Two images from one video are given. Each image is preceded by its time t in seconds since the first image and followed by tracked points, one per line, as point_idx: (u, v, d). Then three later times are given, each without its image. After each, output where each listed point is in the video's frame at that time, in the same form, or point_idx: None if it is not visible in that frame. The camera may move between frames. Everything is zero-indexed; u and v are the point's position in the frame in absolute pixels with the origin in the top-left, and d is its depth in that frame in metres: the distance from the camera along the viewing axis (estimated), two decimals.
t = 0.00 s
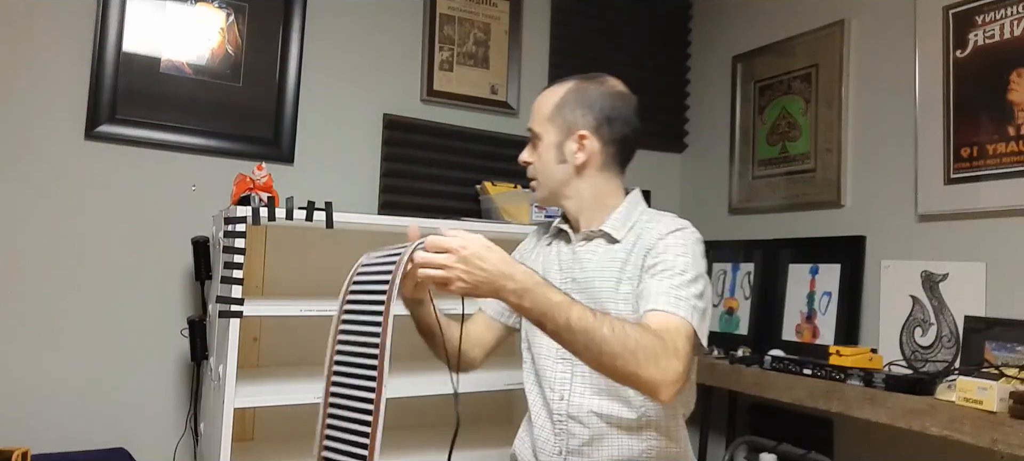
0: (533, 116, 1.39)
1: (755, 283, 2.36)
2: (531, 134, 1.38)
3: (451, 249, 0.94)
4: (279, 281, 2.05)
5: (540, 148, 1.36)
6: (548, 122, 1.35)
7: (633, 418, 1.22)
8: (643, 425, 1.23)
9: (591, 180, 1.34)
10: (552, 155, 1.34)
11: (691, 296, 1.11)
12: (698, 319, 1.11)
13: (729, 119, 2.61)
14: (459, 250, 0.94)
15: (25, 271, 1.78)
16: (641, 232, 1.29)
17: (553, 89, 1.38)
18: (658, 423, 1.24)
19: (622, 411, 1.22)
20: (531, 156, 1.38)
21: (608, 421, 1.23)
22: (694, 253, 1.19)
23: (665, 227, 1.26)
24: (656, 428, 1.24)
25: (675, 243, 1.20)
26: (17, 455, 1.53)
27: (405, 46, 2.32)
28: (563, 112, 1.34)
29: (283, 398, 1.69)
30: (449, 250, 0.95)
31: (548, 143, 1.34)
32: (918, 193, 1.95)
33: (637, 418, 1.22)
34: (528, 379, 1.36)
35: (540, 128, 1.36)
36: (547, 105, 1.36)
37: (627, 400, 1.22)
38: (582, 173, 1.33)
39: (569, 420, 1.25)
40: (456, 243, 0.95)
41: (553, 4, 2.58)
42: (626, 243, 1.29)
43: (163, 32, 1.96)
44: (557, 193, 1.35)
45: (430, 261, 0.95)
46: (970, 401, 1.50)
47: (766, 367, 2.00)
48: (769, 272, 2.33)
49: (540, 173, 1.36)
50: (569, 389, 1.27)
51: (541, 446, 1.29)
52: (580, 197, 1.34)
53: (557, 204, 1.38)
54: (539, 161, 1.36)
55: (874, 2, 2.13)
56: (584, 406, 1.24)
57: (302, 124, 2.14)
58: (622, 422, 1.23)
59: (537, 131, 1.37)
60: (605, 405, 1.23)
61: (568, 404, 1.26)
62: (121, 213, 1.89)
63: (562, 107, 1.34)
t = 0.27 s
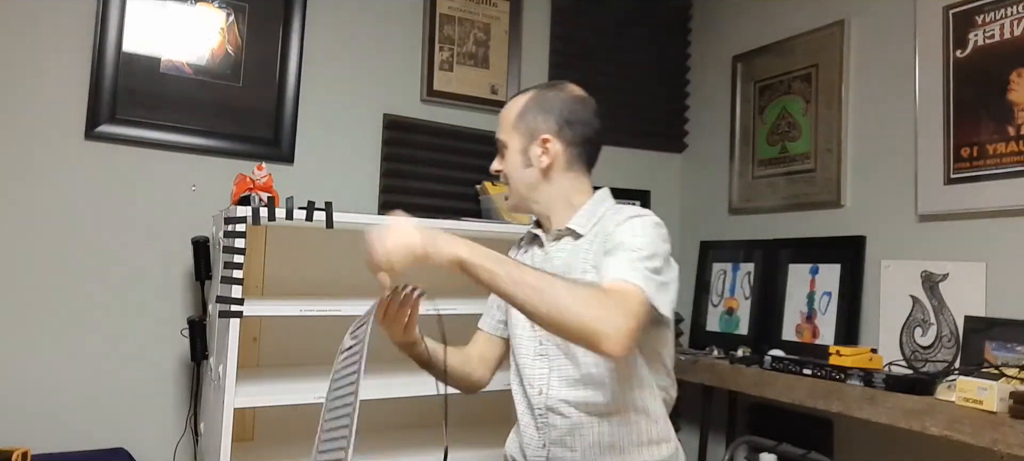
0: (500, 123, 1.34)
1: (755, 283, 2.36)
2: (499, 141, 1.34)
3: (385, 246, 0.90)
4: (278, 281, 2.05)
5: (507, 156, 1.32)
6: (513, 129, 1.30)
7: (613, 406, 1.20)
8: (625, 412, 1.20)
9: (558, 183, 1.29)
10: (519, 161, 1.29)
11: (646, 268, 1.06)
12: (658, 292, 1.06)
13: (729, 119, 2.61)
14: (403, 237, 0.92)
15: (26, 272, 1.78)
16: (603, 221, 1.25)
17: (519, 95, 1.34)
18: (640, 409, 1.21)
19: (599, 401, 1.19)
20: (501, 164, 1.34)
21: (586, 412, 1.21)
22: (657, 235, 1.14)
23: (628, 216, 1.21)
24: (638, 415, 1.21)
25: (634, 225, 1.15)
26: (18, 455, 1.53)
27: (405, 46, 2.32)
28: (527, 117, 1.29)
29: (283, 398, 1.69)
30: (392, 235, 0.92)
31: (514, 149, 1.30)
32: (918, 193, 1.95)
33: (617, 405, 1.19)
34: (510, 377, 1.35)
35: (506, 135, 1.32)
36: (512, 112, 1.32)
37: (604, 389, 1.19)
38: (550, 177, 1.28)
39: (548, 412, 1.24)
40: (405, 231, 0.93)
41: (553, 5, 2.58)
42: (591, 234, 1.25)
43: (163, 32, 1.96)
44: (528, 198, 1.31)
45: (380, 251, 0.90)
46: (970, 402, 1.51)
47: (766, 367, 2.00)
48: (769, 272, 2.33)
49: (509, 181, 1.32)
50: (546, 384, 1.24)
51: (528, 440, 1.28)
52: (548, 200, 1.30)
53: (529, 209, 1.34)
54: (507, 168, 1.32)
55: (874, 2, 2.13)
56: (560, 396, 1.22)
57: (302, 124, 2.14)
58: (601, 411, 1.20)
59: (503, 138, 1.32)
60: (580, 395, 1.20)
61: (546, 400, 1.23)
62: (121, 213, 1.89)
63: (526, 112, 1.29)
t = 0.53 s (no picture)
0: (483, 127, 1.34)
1: (755, 283, 2.36)
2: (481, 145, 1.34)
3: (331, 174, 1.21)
4: (279, 281, 2.05)
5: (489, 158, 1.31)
6: (493, 132, 1.30)
7: (580, 386, 1.16)
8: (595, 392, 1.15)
9: (537, 185, 1.28)
10: (501, 164, 1.29)
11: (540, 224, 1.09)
12: (556, 246, 1.09)
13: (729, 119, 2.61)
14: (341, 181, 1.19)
15: (25, 272, 1.78)
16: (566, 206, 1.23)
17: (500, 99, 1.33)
18: (611, 388, 1.16)
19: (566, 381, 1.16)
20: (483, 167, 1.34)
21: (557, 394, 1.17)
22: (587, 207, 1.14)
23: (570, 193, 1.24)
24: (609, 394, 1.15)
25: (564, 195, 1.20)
26: (17, 455, 1.53)
27: (405, 46, 2.32)
28: (508, 120, 1.29)
29: (283, 398, 1.69)
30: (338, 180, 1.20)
31: (495, 152, 1.29)
32: (918, 193, 1.95)
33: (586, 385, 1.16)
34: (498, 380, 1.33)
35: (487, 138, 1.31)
36: (493, 115, 1.32)
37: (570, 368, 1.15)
38: (530, 180, 1.27)
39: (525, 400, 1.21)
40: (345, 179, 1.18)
41: (553, 4, 2.58)
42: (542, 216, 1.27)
43: (162, 32, 1.96)
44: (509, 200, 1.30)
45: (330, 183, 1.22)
46: (970, 401, 1.51)
47: (766, 367, 2.01)
48: (769, 272, 2.33)
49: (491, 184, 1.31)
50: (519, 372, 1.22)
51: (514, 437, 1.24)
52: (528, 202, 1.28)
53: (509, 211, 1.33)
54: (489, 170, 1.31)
55: (874, 2, 2.13)
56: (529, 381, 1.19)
57: (302, 124, 2.14)
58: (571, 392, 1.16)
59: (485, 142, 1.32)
60: (547, 377, 1.17)
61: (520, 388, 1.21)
62: (121, 213, 1.89)
63: (507, 114, 1.29)
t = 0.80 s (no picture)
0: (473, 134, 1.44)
1: (755, 283, 2.36)
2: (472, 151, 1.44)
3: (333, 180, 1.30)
4: (279, 281, 2.05)
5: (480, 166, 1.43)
6: (483, 140, 1.40)
7: (553, 368, 1.27)
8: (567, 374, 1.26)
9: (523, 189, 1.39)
10: (490, 172, 1.40)
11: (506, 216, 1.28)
12: (521, 235, 1.27)
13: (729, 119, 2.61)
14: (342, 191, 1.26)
15: (26, 272, 1.78)
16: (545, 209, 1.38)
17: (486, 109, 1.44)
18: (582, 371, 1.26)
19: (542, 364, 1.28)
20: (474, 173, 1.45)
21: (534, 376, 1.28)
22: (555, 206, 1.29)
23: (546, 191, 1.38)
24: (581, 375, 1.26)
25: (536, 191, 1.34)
26: (17, 455, 1.53)
27: (405, 46, 2.32)
28: (495, 130, 1.39)
29: (282, 398, 1.69)
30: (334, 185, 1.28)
31: (485, 160, 1.41)
32: (918, 193, 1.95)
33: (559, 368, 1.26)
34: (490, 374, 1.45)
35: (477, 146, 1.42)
36: (481, 125, 1.42)
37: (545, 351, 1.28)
38: (517, 184, 1.38)
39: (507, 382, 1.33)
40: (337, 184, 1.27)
41: (553, 4, 2.58)
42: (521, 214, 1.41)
43: (162, 32, 1.96)
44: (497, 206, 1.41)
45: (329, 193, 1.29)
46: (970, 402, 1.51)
47: (766, 367, 2.01)
48: (769, 272, 2.33)
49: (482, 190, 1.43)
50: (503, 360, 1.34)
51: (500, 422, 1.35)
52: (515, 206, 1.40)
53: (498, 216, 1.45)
54: (480, 178, 1.43)
55: (874, 2, 2.13)
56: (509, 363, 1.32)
57: (301, 124, 2.14)
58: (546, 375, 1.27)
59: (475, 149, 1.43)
60: (525, 361, 1.29)
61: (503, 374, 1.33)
62: (122, 213, 1.89)
63: (494, 124, 1.39)
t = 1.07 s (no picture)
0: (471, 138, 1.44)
1: (755, 283, 2.36)
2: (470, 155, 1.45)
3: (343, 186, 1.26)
4: (279, 281, 2.05)
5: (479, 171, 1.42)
6: (482, 144, 1.40)
7: (556, 369, 1.27)
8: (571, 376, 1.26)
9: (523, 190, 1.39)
10: (489, 175, 1.40)
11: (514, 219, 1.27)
12: (527, 236, 1.27)
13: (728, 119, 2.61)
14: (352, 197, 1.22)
15: (26, 272, 1.78)
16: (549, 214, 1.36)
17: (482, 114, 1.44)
18: (586, 372, 1.26)
19: (544, 365, 1.27)
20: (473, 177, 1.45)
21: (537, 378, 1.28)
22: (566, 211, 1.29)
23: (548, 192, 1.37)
24: (585, 377, 1.26)
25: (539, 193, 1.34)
26: (17, 455, 1.53)
27: (405, 46, 2.32)
28: (494, 134, 1.40)
29: (282, 398, 1.69)
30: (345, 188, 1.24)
31: (484, 164, 1.40)
32: (918, 193, 1.95)
33: (562, 370, 1.26)
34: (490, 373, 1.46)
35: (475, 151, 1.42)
36: (478, 130, 1.43)
37: (548, 354, 1.27)
38: (517, 187, 1.38)
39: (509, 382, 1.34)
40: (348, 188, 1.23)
41: (553, 4, 2.58)
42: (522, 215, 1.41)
43: (162, 32, 1.96)
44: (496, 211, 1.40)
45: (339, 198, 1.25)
46: (970, 402, 1.51)
47: (766, 367, 2.01)
48: (769, 272, 2.33)
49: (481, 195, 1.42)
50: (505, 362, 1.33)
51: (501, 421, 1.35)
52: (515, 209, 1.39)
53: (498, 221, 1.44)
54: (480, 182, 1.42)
55: (874, 2, 2.13)
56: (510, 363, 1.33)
57: (301, 124, 2.14)
58: (549, 378, 1.27)
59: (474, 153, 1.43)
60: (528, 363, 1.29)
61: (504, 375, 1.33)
62: (121, 213, 1.89)
63: (492, 128, 1.40)
